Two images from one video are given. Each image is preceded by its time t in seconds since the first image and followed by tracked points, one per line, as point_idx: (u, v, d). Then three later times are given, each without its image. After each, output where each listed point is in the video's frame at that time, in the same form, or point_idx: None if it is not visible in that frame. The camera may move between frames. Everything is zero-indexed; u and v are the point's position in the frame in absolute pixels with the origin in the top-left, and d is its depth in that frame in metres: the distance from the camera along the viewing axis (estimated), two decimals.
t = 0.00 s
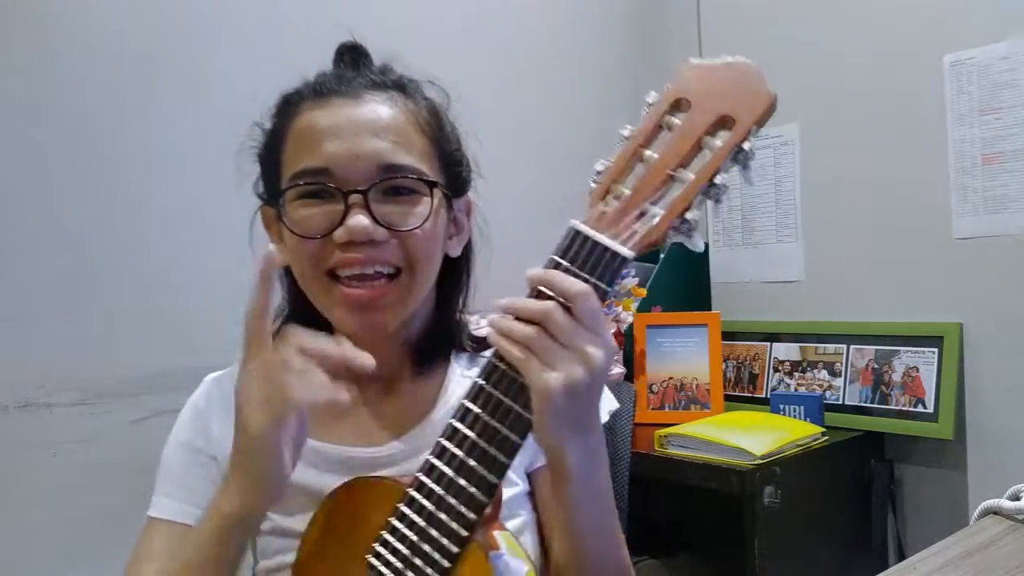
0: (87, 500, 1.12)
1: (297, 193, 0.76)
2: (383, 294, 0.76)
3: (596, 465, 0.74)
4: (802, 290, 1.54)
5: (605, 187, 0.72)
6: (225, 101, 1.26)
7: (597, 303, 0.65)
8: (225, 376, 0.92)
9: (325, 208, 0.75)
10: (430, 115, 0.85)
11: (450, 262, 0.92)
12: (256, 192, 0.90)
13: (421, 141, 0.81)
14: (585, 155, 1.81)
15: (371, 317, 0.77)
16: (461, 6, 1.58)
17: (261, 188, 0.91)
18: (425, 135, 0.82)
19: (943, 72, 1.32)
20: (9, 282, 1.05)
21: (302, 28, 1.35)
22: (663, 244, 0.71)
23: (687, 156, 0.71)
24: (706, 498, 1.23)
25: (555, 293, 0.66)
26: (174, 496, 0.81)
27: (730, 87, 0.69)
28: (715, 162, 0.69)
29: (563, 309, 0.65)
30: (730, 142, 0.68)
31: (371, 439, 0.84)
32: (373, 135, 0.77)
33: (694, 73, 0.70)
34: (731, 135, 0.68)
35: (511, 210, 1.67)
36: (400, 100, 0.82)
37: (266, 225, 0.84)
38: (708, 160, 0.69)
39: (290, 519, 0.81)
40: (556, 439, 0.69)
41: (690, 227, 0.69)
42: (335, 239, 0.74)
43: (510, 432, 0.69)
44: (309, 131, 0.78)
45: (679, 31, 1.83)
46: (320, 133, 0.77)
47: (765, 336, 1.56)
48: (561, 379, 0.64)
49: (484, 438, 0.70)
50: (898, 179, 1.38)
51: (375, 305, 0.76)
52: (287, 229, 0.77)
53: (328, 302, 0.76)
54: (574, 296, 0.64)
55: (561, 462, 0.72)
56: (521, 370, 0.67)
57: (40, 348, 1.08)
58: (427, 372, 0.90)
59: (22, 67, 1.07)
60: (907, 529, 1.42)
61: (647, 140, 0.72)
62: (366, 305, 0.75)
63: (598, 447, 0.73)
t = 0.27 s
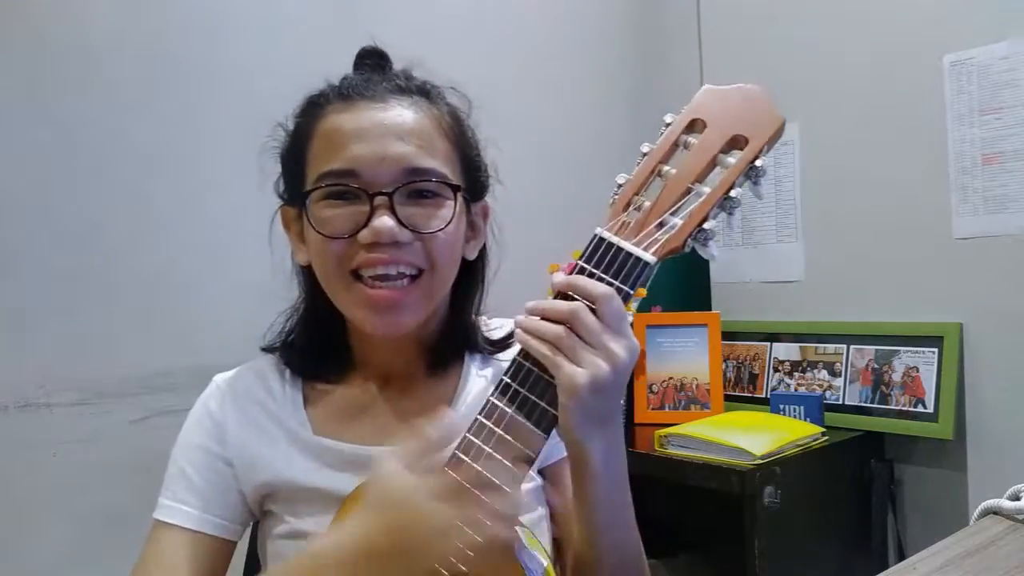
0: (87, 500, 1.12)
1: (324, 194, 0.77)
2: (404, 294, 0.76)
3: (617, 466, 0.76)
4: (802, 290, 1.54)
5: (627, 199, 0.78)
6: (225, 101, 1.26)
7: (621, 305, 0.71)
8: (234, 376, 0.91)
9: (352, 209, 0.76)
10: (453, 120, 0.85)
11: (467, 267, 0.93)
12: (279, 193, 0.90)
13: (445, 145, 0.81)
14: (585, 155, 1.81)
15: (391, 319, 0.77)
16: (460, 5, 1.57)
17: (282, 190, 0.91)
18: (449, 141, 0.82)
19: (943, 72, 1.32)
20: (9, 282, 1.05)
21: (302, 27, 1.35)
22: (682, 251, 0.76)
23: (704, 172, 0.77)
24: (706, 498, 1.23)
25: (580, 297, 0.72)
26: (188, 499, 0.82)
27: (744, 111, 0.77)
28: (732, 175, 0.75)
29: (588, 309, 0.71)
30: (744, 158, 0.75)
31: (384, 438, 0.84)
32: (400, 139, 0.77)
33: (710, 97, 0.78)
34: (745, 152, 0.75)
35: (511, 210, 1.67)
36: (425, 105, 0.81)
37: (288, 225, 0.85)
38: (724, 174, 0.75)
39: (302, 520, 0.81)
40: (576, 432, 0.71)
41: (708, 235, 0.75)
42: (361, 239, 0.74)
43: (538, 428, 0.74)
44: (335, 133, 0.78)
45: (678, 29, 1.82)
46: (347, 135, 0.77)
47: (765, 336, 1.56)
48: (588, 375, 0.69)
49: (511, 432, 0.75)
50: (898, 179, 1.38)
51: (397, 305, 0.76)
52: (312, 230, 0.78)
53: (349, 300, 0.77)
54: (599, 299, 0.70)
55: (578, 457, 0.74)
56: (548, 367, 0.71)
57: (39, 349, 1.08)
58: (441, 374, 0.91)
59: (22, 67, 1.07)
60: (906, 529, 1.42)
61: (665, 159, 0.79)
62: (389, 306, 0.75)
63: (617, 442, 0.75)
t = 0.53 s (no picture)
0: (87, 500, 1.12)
1: (331, 192, 0.77)
2: (410, 292, 0.75)
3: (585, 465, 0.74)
4: (802, 290, 1.54)
5: (594, 190, 0.73)
6: (226, 101, 1.26)
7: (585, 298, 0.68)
8: (241, 377, 0.91)
9: (358, 207, 0.76)
10: (460, 121, 0.85)
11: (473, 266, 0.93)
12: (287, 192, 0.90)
13: (451, 145, 0.81)
14: (586, 155, 1.81)
15: (397, 316, 0.76)
16: (460, 5, 1.58)
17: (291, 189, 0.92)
18: (456, 142, 0.82)
19: (943, 72, 1.32)
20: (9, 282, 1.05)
21: (302, 27, 1.35)
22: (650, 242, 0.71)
23: (670, 159, 0.70)
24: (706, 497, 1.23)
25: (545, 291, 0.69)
26: (195, 499, 0.82)
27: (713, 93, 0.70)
28: (699, 163, 0.68)
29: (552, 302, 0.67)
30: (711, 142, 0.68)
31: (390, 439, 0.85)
32: (407, 138, 0.77)
33: (676, 81, 0.71)
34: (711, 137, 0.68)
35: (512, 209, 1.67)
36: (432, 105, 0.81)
37: (295, 224, 0.86)
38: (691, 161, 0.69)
39: (306, 522, 0.81)
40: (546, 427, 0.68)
41: (675, 225, 0.69)
42: (368, 236, 0.74)
43: (507, 424, 0.69)
44: (344, 132, 0.78)
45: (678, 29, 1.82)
46: (355, 134, 0.77)
47: (765, 336, 1.56)
48: (551, 367, 0.65)
49: (482, 429, 0.70)
50: (898, 179, 1.38)
51: (402, 303, 0.75)
52: (319, 228, 0.78)
53: (356, 297, 0.76)
54: (565, 289, 0.67)
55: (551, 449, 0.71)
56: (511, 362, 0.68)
57: (39, 348, 1.08)
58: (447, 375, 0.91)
59: (22, 67, 1.07)
60: (906, 529, 1.42)
61: (634, 147, 0.72)
62: (396, 302, 0.75)
63: (589, 442, 0.73)
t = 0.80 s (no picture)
0: (86, 501, 1.12)
1: (317, 187, 0.77)
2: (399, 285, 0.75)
3: (573, 440, 0.73)
4: (802, 290, 1.54)
5: (546, 136, 0.67)
6: (226, 101, 1.26)
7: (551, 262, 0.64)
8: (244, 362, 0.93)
9: (343, 203, 0.76)
10: (448, 112, 0.84)
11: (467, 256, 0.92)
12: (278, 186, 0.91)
13: (439, 136, 0.80)
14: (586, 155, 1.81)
15: (386, 309, 0.77)
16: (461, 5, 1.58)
17: (282, 184, 0.92)
18: (444, 132, 0.82)
19: (943, 72, 1.32)
20: (9, 282, 1.06)
21: (303, 28, 1.35)
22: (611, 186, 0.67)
23: (624, 92, 0.66)
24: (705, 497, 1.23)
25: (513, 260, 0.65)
26: (202, 482, 0.83)
27: (658, 11, 0.65)
28: (653, 92, 0.65)
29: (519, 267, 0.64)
30: (665, 70, 0.64)
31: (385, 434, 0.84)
32: (392, 130, 0.77)
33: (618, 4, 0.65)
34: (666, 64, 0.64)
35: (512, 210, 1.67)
36: (418, 96, 0.81)
37: (287, 218, 0.86)
38: (645, 93, 0.65)
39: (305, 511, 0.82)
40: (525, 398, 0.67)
41: (636, 164, 0.65)
42: (354, 232, 0.74)
43: (486, 399, 0.68)
44: (329, 126, 0.78)
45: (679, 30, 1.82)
46: (340, 128, 0.77)
47: (765, 336, 1.56)
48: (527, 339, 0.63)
49: (460, 407, 0.69)
50: (898, 179, 1.38)
51: (390, 296, 0.76)
52: (307, 225, 0.78)
53: (344, 290, 0.77)
54: (527, 256, 0.63)
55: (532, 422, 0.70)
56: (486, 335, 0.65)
57: (39, 348, 1.08)
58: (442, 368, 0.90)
59: (21, 67, 1.07)
60: (906, 529, 1.42)
61: (583, 82, 0.67)
62: (386, 295, 0.75)
63: (573, 415, 0.72)
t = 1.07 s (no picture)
0: (85, 501, 1.12)
1: (309, 187, 0.77)
2: (395, 281, 0.75)
3: (581, 475, 0.68)
4: (802, 290, 1.54)
5: (569, 170, 0.63)
6: (226, 101, 1.26)
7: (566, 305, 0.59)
8: (236, 379, 0.92)
9: (337, 201, 0.76)
10: (438, 111, 0.85)
11: (461, 256, 0.92)
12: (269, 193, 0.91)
13: (429, 134, 0.81)
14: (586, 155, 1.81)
15: (381, 306, 0.76)
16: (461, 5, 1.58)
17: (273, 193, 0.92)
18: (435, 130, 0.82)
19: (943, 72, 1.32)
20: (10, 282, 1.06)
21: (304, 28, 1.35)
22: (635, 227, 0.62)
23: (653, 125, 0.60)
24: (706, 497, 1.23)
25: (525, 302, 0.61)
26: (199, 505, 0.84)
27: (696, 37, 0.59)
28: (684, 127, 0.59)
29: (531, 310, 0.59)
30: (697, 103, 0.58)
31: (386, 438, 0.85)
32: (383, 128, 0.77)
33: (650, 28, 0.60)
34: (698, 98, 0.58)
35: (512, 209, 1.67)
36: (408, 96, 0.81)
37: (281, 224, 0.86)
38: (675, 128, 0.59)
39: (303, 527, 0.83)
40: (537, 443, 0.63)
41: (662, 205, 0.59)
42: (348, 229, 0.74)
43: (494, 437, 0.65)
44: (320, 128, 0.78)
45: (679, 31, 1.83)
46: (331, 128, 0.77)
47: (765, 336, 1.56)
48: (536, 387, 0.58)
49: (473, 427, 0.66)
50: (898, 179, 1.38)
51: (386, 292, 0.75)
52: (300, 225, 0.78)
53: (340, 289, 0.76)
54: (538, 299, 0.59)
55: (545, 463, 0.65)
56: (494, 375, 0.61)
57: (40, 348, 1.08)
58: (438, 369, 0.90)
59: (21, 67, 1.07)
60: (906, 529, 1.42)
61: (610, 112, 0.62)
62: (382, 292, 0.75)
63: (584, 451, 0.67)
